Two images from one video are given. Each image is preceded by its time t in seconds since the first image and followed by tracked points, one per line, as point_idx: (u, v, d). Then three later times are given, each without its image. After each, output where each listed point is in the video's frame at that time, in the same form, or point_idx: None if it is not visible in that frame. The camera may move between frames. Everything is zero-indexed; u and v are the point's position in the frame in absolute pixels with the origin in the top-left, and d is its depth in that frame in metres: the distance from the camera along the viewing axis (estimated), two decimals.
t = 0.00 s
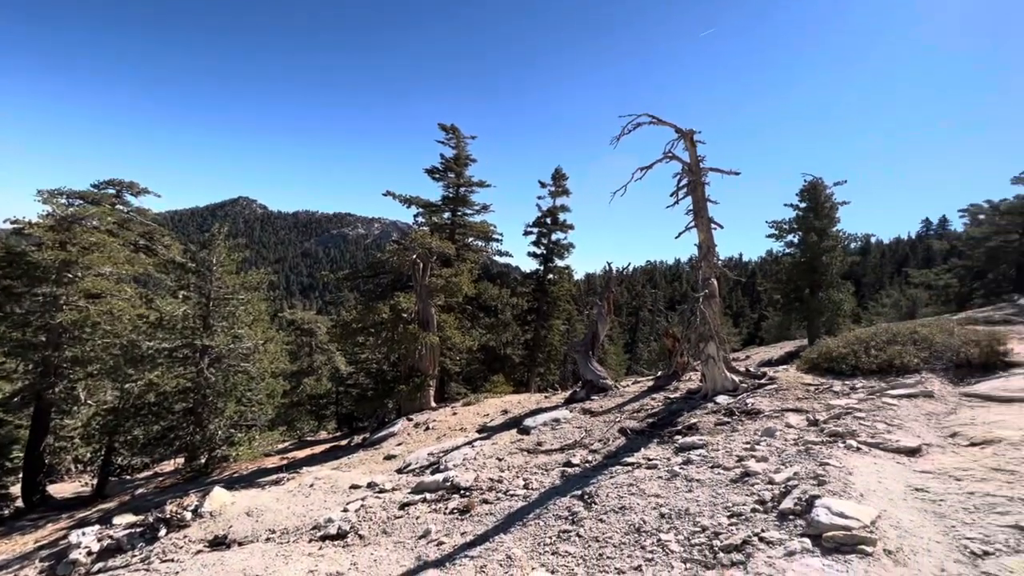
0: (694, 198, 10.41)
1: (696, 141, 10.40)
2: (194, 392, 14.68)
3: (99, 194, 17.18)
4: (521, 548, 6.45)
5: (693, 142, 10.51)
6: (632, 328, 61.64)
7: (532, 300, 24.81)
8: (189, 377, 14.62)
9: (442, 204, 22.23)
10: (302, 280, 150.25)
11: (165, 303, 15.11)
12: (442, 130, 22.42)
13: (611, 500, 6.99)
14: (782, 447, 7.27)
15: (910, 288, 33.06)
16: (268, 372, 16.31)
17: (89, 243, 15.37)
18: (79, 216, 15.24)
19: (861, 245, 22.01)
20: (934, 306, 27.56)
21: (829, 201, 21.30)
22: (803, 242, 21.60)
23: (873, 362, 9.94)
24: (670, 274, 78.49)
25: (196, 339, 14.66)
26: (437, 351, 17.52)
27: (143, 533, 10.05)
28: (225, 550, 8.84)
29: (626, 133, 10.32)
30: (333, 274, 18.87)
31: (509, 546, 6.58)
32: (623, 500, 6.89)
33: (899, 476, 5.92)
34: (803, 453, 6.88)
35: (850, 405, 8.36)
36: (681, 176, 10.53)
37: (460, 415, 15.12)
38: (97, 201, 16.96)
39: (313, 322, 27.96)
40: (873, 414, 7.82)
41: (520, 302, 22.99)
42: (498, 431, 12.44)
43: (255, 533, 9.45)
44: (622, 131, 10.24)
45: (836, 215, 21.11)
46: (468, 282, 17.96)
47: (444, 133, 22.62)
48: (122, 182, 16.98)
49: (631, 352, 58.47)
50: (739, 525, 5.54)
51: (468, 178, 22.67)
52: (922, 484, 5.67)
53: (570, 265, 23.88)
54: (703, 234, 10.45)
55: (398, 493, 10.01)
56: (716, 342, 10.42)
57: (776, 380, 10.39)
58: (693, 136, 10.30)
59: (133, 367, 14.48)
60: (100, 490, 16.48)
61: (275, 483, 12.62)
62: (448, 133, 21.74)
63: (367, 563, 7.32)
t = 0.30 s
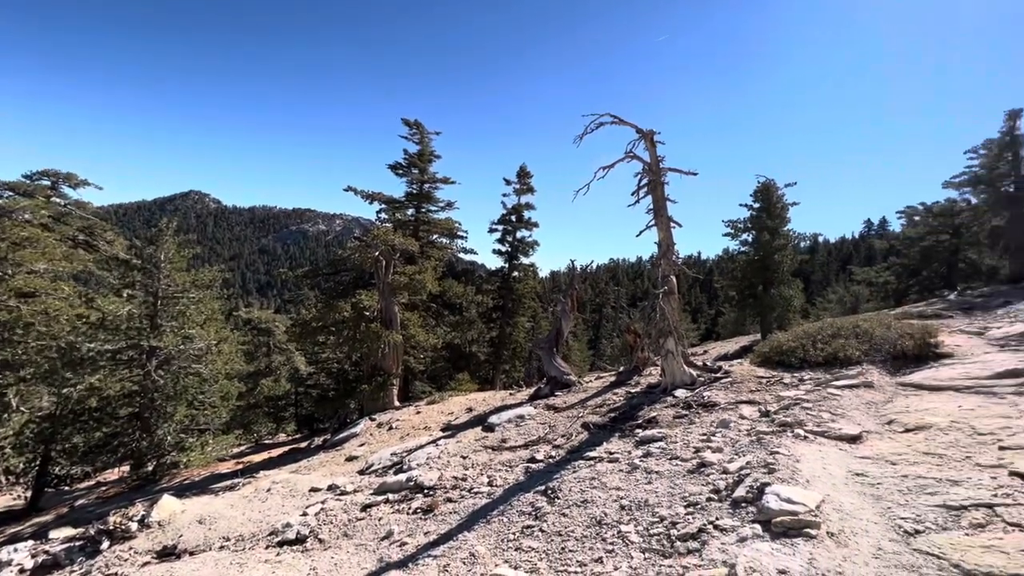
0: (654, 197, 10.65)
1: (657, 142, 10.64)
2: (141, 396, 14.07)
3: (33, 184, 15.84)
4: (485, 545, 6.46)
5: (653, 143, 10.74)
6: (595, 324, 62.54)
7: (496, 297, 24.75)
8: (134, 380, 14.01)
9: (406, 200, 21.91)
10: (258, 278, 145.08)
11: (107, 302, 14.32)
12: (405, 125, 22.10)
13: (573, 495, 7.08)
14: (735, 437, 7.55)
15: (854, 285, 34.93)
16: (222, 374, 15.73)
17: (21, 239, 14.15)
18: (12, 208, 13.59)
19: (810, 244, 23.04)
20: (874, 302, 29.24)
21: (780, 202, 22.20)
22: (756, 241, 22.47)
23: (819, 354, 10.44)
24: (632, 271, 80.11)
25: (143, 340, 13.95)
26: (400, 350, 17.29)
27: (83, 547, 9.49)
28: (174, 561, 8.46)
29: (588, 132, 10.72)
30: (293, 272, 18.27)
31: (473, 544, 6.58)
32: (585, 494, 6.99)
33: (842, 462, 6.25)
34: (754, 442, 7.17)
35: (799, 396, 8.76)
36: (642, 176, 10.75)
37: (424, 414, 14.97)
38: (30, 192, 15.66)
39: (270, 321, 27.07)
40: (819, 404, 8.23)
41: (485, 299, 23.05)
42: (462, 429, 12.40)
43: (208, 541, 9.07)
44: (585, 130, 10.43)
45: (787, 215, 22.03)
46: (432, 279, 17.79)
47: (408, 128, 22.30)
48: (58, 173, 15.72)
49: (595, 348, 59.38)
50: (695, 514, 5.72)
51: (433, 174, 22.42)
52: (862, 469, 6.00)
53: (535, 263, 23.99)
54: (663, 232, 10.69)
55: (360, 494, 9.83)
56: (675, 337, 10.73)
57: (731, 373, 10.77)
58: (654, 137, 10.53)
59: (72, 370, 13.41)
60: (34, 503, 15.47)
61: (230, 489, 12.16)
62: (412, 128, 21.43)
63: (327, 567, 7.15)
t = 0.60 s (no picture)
0: (615, 196, 10.82)
1: (618, 142, 10.81)
2: (79, 401, 13.14)
3: None
4: (448, 544, 6.42)
5: (615, 142, 10.92)
6: (559, 322, 63.07)
7: (460, 295, 24.56)
8: (73, 386, 13.04)
9: (367, 197, 21.49)
10: (210, 277, 139.04)
11: (40, 301, 13.29)
12: (367, 120, 21.66)
13: (537, 490, 7.13)
14: (692, 430, 7.78)
15: (803, 283, 36.62)
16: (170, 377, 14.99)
17: None
18: None
19: (763, 243, 23.98)
20: (820, 298, 30.72)
21: (735, 202, 23.00)
22: (713, 239, 23.23)
23: (770, 348, 10.89)
24: (595, 269, 81.28)
25: (81, 342, 13.06)
26: (362, 350, 16.96)
27: (14, 565, 8.87)
28: None
29: (552, 131, 10.54)
30: (247, 270, 17.60)
31: (435, 543, 6.53)
32: (548, 489, 7.05)
33: (790, 451, 6.54)
34: (710, 434, 7.41)
35: (751, 388, 9.11)
36: (603, 175, 10.90)
37: (387, 414, 14.74)
38: None
39: (224, 321, 26.01)
40: (770, 396, 8.58)
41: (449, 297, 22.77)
42: (425, 428, 12.27)
43: (154, 553, 8.64)
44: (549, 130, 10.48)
45: (741, 215, 22.86)
46: (394, 277, 17.53)
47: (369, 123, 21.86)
48: None
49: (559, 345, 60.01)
50: (653, 505, 5.86)
51: (395, 170, 22.05)
52: (808, 457, 6.31)
53: (499, 261, 23.95)
54: (624, 231, 10.88)
55: (319, 498, 9.58)
56: (636, 334, 10.96)
57: (688, 368, 11.10)
58: (615, 137, 10.70)
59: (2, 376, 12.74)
60: None
61: (179, 497, 11.61)
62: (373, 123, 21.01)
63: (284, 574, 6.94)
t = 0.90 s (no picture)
0: (578, 195, 10.95)
1: (581, 142, 10.94)
2: (11, 409, 12.35)
3: None
4: (410, 545, 6.36)
5: (577, 142, 11.05)
6: (523, 320, 63.36)
7: (424, 294, 24.26)
8: (4, 393, 12.30)
9: (327, 193, 20.98)
10: (158, 275, 132.37)
11: None
12: (326, 114, 21.14)
13: (500, 488, 7.16)
14: (652, 424, 7.99)
15: (756, 281, 38.11)
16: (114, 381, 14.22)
17: None
18: None
19: (720, 243, 24.83)
20: (772, 296, 32.02)
21: (694, 203, 23.74)
22: (672, 239, 23.88)
23: (725, 344, 11.31)
24: (559, 267, 82.06)
25: (13, 346, 12.18)
26: (321, 349, 16.68)
27: None
28: None
29: (516, 129, 10.69)
30: (199, 268, 16.86)
31: (398, 545, 6.47)
32: (511, 487, 7.09)
33: (743, 442, 6.81)
34: (669, 428, 7.63)
35: (707, 383, 9.44)
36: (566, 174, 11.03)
37: (348, 415, 14.46)
38: None
39: (173, 322, 24.91)
40: (725, 390, 8.91)
41: (414, 296, 22.35)
42: (388, 428, 12.10)
43: (97, 567, 8.19)
44: (511, 128, 10.67)
45: (699, 215, 23.64)
46: (356, 276, 17.16)
47: (329, 117, 21.34)
48: None
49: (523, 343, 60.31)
50: (614, 499, 5.99)
51: (356, 166, 21.59)
52: (760, 447, 6.59)
53: (463, 259, 23.79)
54: (587, 230, 11.04)
55: (277, 504, 9.31)
56: (598, 331, 11.15)
57: (648, 363, 11.39)
58: (577, 137, 10.82)
59: None
60: None
61: (124, 508, 11.04)
62: (333, 117, 20.52)
63: None
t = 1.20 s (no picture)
0: (542, 194, 11.02)
1: (544, 142, 11.02)
2: None
3: None
4: (372, 548, 6.28)
5: (541, 142, 11.13)
6: (489, 319, 63.30)
7: (388, 293, 23.89)
8: None
9: (286, 188, 20.36)
10: (101, 274, 125.16)
11: None
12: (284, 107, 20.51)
13: (465, 487, 7.15)
14: (614, 419, 8.15)
15: (714, 279, 39.37)
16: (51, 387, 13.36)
17: None
18: None
19: (680, 242, 25.51)
20: (729, 293, 33.12)
21: (655, 203, 24.29)
22: (634, 238, 24.38)
23: (684, 340, 11.63)
24: (524, 265, 82.40)
25: None
26: (279, 350, 16.25)
27: None
28: None
29: (480, 126, 10.31)
30: (146, 266, 16.03)
31: (359, 548, 6.37)
32: (475, 485, 7.10)
33: (700, 434, 7.05)
34: (630, 422, 7.81)
35: (667, 378, 9.70)
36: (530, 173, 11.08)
37: (308, 418, 14.09)
38: None
39: (118, 323, 23.65)
40: (683, 384, 9.19)
41: (377, 296, 22.02)
42: (350, 430, 11.87)
43: None
44: (476, 125, 10.28)
45: (660, 215, 24.20)
46: (316, 274, 16.72)
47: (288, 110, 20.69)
48: None
49: (489, 341, 60.29)
50: (576, 493, 6.09)
51: (316, 162, 21.03)
52: (715, 439, 6.83)
53: (428, 257, 23.53)
54: (551, 228, 11.13)
55: (232, 511, 8.99)
56: (562, 328, 11.28)
57: (611, 360, 11.61)
58: (541, 136, 10.89)
59: None
60: None
61: (64, 522, 10.41)
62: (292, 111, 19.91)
63: None
